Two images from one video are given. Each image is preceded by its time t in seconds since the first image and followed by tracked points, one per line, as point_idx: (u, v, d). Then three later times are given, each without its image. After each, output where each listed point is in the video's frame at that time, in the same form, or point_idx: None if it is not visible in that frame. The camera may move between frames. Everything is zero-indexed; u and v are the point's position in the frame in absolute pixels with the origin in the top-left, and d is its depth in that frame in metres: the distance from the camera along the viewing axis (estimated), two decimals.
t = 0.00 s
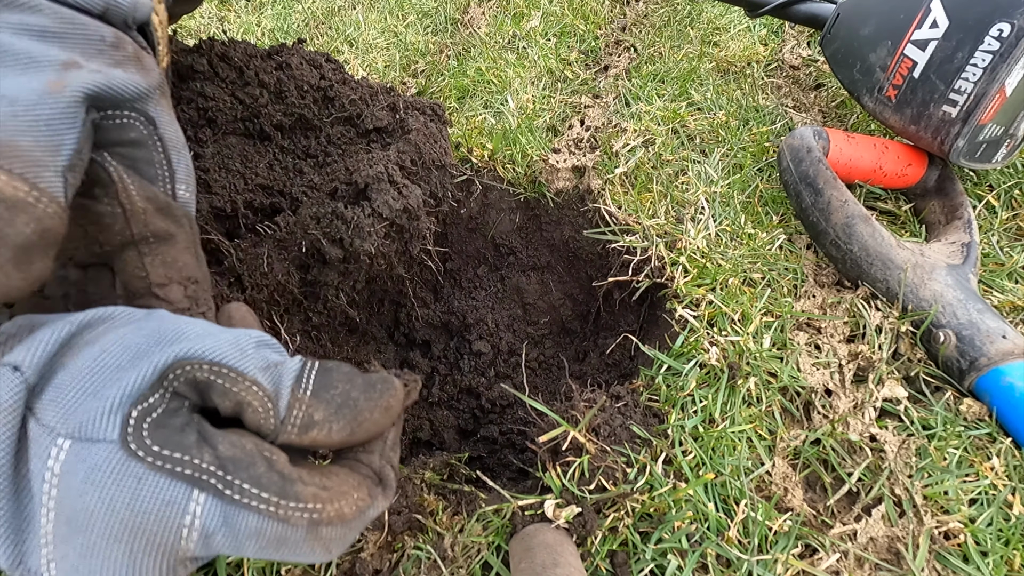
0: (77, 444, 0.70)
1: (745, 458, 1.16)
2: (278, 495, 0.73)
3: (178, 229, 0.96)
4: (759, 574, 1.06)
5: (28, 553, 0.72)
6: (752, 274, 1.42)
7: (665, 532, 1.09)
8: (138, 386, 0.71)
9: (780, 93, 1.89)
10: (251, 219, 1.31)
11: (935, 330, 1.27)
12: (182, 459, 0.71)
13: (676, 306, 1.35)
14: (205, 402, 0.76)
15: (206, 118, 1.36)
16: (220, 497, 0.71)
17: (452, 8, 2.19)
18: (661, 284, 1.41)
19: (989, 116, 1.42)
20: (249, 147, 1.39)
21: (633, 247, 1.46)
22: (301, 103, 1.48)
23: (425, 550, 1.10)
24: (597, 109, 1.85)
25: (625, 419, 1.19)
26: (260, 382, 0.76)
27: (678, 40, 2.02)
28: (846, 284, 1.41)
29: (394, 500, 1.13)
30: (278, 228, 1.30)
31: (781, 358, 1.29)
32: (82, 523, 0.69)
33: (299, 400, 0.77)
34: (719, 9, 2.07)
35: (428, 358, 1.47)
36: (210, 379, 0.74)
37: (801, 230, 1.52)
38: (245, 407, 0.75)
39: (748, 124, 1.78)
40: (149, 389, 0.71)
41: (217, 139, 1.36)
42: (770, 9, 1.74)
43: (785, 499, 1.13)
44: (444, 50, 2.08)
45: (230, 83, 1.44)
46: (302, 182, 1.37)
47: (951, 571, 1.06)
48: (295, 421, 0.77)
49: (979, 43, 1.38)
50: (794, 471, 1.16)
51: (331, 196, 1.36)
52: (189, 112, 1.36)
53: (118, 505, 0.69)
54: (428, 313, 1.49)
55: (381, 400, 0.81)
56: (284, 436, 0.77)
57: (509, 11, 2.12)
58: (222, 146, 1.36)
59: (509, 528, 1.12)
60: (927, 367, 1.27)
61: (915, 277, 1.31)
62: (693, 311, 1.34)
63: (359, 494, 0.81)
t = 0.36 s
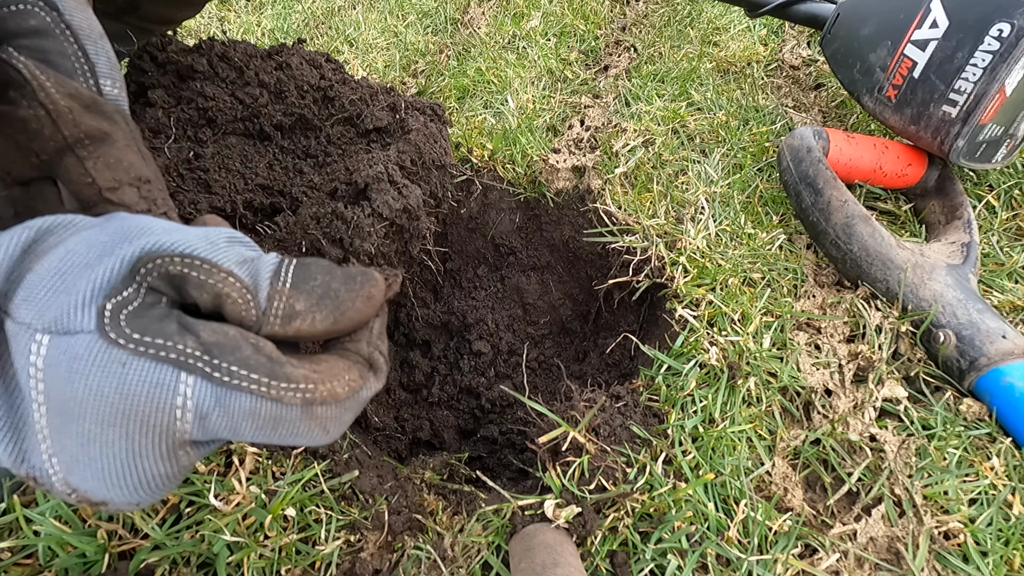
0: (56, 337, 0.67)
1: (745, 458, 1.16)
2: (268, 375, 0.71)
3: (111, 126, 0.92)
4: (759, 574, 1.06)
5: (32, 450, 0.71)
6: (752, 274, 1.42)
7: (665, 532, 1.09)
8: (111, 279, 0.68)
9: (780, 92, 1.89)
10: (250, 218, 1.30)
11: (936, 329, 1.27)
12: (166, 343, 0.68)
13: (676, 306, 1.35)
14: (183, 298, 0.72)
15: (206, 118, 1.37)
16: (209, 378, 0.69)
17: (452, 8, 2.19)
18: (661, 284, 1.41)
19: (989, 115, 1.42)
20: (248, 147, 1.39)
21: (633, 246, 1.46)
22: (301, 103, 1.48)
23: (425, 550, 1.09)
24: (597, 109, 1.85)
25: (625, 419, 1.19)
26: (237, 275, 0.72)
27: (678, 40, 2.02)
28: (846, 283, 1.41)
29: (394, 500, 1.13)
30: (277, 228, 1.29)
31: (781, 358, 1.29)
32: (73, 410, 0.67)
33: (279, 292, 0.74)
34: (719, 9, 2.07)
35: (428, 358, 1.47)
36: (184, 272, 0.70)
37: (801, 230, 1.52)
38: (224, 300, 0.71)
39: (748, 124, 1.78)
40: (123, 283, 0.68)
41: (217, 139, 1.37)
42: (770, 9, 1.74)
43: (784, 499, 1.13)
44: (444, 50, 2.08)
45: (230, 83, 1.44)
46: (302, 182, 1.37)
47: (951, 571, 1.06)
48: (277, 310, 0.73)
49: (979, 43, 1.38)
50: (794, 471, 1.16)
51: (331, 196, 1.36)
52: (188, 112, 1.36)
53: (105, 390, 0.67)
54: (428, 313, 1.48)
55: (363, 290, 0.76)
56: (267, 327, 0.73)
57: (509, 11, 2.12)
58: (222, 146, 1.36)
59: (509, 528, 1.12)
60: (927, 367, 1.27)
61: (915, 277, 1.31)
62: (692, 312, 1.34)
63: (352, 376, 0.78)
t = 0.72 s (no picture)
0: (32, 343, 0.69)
1: (745, 458, 1.16)
2: (255, 375, 0.73)
3: (69, 123, 0.94)
4: (759, 574, 1.06)
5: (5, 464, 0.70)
6: (752, 274, 1.42)
7: (665, 532, 1.09)
8: (91, 283, 0.71)
9: (780, 93, 1.89)
10: (250, 218, 1.31)
11: (936, 329, 1.27)
12: (148, 346, 0.70)
13: (676, 307, 1.35)
14: (163, 302, 0.74)
15: (206, 118, 1.36)
16: (194, 379, 0.71)
17: (452, 8, 2.19)
18: (661, 284, 1.41)
19: (989, 116, 1.42)
20: (248, 147, 1.39)
21: (633, 246, 1.46)
22: (301, 103, 1.48)
23: (425, 550, 1.09)
24: (597, 109, 1.85)
25: (625, 419, 1.19)
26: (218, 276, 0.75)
27: (678, 40, 2.02)
28: (846, 283, 1.41)
29: (394, 500, 1.13)
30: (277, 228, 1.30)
31: (781, 358, 1.29)
32: (53, 420, 0.68)
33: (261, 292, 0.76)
34: (719, 9, 2.08)
35: (428, 358, 1.48)
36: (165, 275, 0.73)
37: (801, 230, 1.52)
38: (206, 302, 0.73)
39: (749, 124, 1.78)
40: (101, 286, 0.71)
41: (217, 139, 1.36)
42: (770, 9, 1.74)
43: (785, 499, 1.13)
44: (443, 50, 2.07)
45: (229, 83, 1.44)
46: (302, 182, 1.37)
47: (951, 571, 1.06)
48: (260, 311, 0.75)
49: (979, 43, 1.38)
50: (794, 471, 1.16)
51: (331, 196, 1.36)
52: (188, 112, 1.35)
53: (88, 393, 0.68)
54: (428, 313, 1.49)
55: (345, 289, 0.79)
56: (250, 328, 0.75)
57: (509, 11, 2.12)
58: (222, 146, 1.35)
59: (509, 529, 1.12)
60: (927, 367, 1.27)
61: (915, 277, 1.32)
62: (693, 312, 1.34)
63: (338, 374, 0.81)
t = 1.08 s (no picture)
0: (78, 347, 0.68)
1: (745, 458, 1.16)
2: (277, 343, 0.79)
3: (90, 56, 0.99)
4: (759, 574, 1.06)
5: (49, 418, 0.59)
6: (752, 274, 1.42)
7: (665, 532, 1.09)
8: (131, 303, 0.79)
9: (780, 92, 1.92)
10: (250, 219, 1.32)
11: (936, 329, 1.27)
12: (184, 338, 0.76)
13: (676, 307, 1.35)
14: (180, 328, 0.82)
15: (206, 118, 1.35)
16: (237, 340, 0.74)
17: (452, 8, 2.19)
18: (661, 284, 1.42)
19: (990, 116, 1.43)
20: (248, 147, 1.38)
21: (633, 247, 1.46)
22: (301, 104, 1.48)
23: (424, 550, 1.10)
24: (597, 109, 1.84)
25: (625, 419, 1.19)
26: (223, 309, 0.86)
27: (678, 40, 2.03)
28: (846, 283, 1.42)
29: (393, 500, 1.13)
30: (278, 228, 1.30)
31: (781, 358, 1.29)
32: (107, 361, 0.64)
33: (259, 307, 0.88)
34: (719, 9, 2.08)
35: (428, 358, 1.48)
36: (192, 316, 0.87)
37: (801, 230, 1.52)
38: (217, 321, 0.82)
39: (749, 124, 1.80)
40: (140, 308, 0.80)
41: (217, 139, 1.35)
42: (770, 9, 1.74)
43: (785, 499, 1.12)
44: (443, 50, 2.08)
45: (230, 84, 1.43)
46: (303, 182, 1.37)
47: (951, 571, 1.06)
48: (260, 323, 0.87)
49: (979, 43, 1.38)
50: (794, 471, 1.16)
51: (331, 197, 1.37)
52: (188, 112, 1.34)
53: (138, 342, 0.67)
54: (428, 313, 1.49)
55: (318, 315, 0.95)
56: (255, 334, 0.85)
57: (510, 11, 2.12)
58: (222, 146, 1.34)
59: (509, 529, 1.12)
60: (927, 367, 1.27)
61: (915, 277, 1.32)
62: (692, 312, 1.34)
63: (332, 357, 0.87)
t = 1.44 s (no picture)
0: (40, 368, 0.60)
1: (745, 458, 1.16)
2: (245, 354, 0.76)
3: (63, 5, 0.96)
4: (759, 574, 1.06)
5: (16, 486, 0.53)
6: (752, 274, 1.42)
7: (665, 532, 1.09)
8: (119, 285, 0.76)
9: (780, 93, 1.92)
10: (250, 219, 1.32)
11: (936, 329, 1.27)
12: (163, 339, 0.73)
13: (676, 307, 1.35)
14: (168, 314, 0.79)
15: (206, 118, 1.36)
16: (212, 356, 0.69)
17: (452, 8, 2.19)
18: (661, 283, 1.42)
19: (990, 115, 1.43)
20: (248, 146, 1.40)
21: (633, 246, 1.46)
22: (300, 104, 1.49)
23: (425, 550, 1.10)
24: (597, 109, 1.84)
25: (624, 419, 1.19)
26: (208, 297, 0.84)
27: (678, 40, 2.03)
28: (846, 284, 1.42)
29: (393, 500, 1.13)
30: (278, 228, 1.32)
31: (781, 358, 1.29)
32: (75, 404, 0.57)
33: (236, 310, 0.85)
34: (719, 9, 2.09)
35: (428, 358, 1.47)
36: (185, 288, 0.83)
37: (801, 230, 1.53)
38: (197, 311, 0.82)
39: (749, 124, 1.81)
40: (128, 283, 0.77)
41: (217, 139, 1.36)
42: (770, 9, 1.75)
43: (785, 499, 1.12)
44: (443, 50, 2.08)
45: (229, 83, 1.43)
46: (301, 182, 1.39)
47: (951, 571, 1.05)
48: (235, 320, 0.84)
49: (979, 43, 1.39)
50: (794, 471, 1.16)
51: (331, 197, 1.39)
52: (188, 112, 1.34)
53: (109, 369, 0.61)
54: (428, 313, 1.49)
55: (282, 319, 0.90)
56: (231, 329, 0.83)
57: (509, 11, 2.12)
58: (221, 146, 1.35)
59: (509, 528, 1.12)
60: (927, 367, 1.27)
61: (915, 277, 1.33)
62: (692, 312, 1.34)
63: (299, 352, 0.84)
